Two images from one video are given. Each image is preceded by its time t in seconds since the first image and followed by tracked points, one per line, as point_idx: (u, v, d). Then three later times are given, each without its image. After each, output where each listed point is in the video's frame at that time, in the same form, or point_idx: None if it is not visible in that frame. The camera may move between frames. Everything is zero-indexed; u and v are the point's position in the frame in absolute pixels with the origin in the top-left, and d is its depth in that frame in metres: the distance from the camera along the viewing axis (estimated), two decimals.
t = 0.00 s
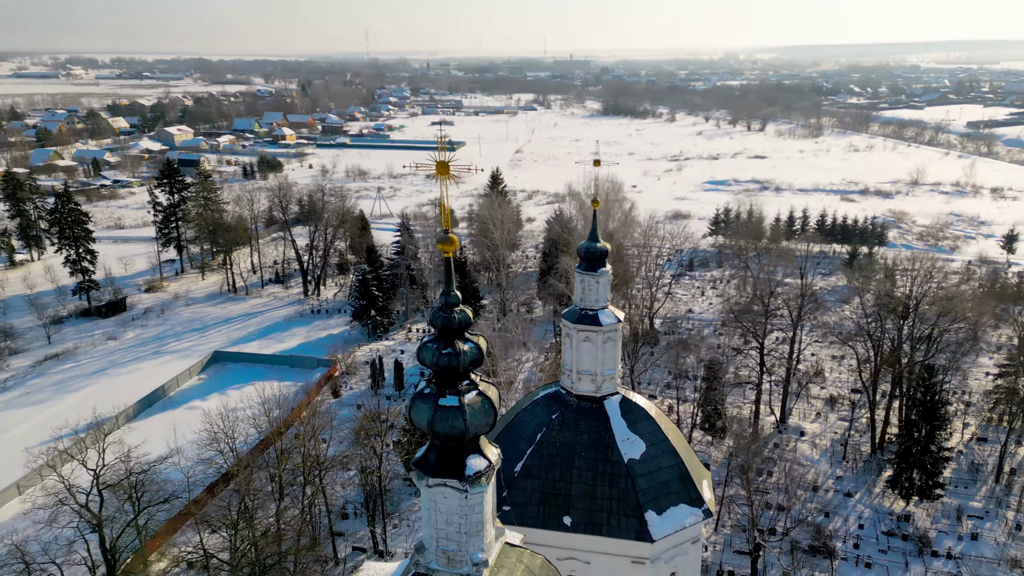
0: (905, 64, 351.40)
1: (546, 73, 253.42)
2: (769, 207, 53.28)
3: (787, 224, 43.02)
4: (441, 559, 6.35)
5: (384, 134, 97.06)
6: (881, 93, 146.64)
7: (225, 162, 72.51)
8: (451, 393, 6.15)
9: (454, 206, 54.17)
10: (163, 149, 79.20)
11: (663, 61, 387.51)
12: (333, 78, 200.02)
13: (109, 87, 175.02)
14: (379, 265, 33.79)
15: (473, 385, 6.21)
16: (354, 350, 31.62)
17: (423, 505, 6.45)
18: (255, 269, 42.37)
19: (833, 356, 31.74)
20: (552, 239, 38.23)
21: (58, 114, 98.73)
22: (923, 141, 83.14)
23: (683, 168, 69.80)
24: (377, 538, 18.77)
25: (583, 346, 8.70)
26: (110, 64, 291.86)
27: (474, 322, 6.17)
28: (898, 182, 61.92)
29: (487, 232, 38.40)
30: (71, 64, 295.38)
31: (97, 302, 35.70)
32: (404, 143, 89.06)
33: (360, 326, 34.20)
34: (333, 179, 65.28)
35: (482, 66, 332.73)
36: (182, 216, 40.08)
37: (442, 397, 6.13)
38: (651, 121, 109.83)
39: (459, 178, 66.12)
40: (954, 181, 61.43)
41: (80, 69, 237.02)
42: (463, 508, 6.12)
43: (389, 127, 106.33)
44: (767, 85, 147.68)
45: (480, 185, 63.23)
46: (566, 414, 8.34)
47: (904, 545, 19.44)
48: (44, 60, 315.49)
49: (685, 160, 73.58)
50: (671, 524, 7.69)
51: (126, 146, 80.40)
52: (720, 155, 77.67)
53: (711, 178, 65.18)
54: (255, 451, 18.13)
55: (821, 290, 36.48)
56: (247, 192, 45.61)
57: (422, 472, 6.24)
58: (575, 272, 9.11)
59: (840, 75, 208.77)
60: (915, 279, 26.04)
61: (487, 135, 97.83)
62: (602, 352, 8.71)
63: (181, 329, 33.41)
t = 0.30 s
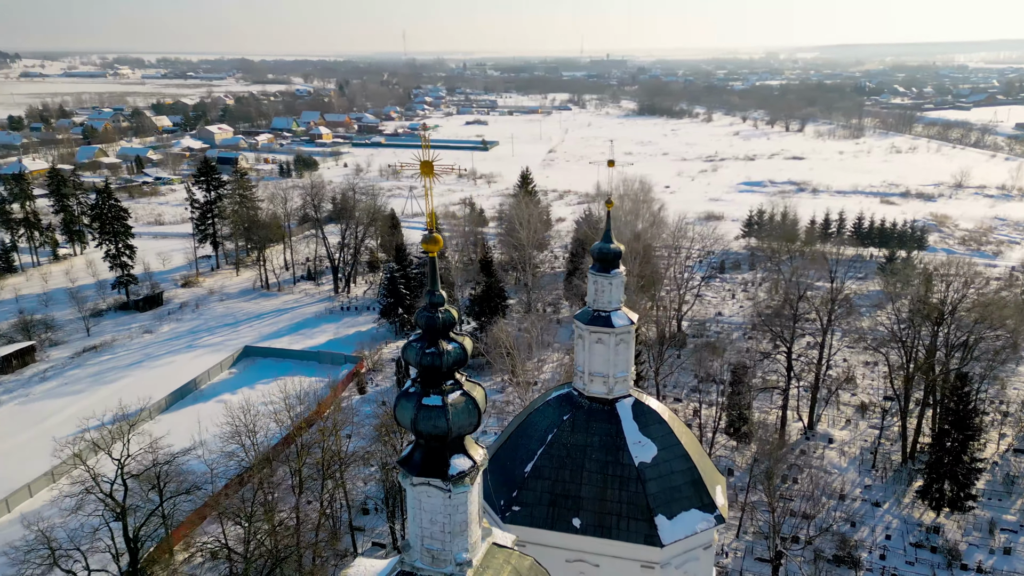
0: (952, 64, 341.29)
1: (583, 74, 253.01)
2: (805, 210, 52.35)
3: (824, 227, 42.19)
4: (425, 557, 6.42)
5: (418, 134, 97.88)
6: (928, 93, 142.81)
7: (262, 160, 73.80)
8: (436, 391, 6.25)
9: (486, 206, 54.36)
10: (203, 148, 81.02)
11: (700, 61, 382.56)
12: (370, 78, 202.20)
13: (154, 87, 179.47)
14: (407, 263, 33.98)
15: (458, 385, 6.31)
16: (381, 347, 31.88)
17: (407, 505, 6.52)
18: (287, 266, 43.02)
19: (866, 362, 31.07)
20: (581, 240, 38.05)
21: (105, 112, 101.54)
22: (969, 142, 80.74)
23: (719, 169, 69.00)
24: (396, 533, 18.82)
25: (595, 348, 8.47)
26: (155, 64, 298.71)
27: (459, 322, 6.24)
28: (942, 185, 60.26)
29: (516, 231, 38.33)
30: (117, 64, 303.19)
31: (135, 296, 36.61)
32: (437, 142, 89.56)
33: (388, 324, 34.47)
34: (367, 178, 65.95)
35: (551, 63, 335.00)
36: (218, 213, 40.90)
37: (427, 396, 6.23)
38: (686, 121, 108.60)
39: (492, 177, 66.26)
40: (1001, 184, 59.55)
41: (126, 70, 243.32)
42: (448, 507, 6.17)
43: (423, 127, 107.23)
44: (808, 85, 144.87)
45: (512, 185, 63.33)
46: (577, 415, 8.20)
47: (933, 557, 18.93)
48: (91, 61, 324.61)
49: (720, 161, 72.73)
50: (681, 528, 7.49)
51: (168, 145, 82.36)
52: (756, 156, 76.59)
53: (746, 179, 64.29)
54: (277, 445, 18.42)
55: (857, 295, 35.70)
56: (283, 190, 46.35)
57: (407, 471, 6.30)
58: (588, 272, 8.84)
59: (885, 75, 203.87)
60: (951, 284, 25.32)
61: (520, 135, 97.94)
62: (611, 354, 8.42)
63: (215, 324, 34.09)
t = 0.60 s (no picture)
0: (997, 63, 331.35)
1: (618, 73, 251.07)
2: (840, 212, 51.35)
3: (860, 230, 41.30)
4: (409, 556, 6.65)
5: (451, 134, 98.44)
6: (975, 94, 138.69)
7: (297, 159, 74.97)
8: (418, 391, 6.50)
9: (516, 206, 54.45)
10: (240, 146, 82.60)
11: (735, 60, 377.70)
12: (405, 78, 203.99)
13: (196, 87, 183.32)
14: (433, 262, 34.13)
15: (440, 385, 6.55)
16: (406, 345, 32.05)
17: (392, 503, 6.78)
18: (317, 264, 43.60)
19: (900, 368, 30.33)
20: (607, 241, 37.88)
21: (147, 111, 104.21)
22: (1015, 144, 78.23)
23: (753, 171, 68.07)
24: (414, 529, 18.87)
25: (605, 350, 8.26)
26: (202, 65, 304.74)
27: (441, 322, 6.47)
28: (985, 188, 58.52)
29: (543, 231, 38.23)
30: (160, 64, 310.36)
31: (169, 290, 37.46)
32: (468, 142, 89.91)
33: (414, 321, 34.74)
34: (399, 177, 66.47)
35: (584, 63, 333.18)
36: (251, 210, 41.69)
37: (409, 395, 6.49)
38: (720, 122, 107.27)
39: (523, 177, 66.30)
40: None
41: (169, 69, 249.05)
42: (429, 507, 6.42)
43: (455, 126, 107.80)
44: (848, 85, 141.92)
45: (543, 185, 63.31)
46: (587, 417, 8.04)
47: (959, 571, 18.45)
48: (135, 60, 332.41)
49: (754, 163, 71.76)
50: (690, 533, 7.34)
51: (206, 143, 84.12)
52: (791, 157, 75.36)
53: (780, 180, 63.29)
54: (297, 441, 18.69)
55: (892, 300, 34.89)
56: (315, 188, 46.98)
57: (389, 470, 6.57)
58: (599, 273, 8.60)
59: (928, 75, 198.81)
60: (988, 290, 24.55)
61: (551, 135, 97.87)
62: (623, 356, 8.21)
63: (245, 319, 34.69)
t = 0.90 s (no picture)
0: None
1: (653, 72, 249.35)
2: (878, 215, 50.25)
3: (898, 233, 40.35)
4: (392, 554, 6.86)
5: (484, 134, 98.72)
6: None
7: (331, 158, 75.88)
8: (400, 390, 6.72)
9: (547, 206, 54.41)
10: (276, 145, 83.95)
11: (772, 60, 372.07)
12: (440, 78, 205.16)
13: (236, 87, 186.92)
14: (459, 261, 34.28)
15: (422, 384, 6.76)
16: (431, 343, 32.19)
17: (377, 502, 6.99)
18: (346, 261, 44.06)
19: (935, 376, 29.57)
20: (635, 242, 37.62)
21: (188, 110, 106.53)
22: None
23: (789, 172, 67.01)
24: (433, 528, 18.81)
25: (615, 352, 8.05)
26: (241, 65, 311.17)
27: (423, 322, 6.70)
28: None
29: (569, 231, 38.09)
30: (201, 64, 316.67)
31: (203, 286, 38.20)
32: (500, 142, 90.04)
33: (439, 320, 34.93)
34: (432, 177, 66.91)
35: (618, 63, 332.43)
36: (283, 209, 42.08)
37: (390, 394, 6.72)
38: (756, 122, 105.73)
39: (554, 177, 66.17)
40: None
41: (210, 69, 253.91)
42: (410, 505, 6.61)
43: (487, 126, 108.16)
44: (890, 85, 138.77)
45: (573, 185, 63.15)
46: (597, 418, 7.83)
47: None
48: (177, 60, 340.21)
49: (791, 164, 70.63)
50: (700, 539, 7.16)
51: (244, 141, 85.62)
52: (828, 158, 73.98)
53: (816, 182, 62.19)
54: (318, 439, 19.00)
55: (929, 305, 34.03)
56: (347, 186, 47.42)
57: (373, 469, 6.80)
58: (610, 276, 8.36)
59: (976, 75, 193.39)
60: None
61: (584, 135, 97.57)
62: (633, 360, 7.99)
63: (275, 315, 35.21)
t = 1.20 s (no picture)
0: None
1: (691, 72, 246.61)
2: (919, 219, 48.99)
3: (940, 238, 39.26)
4: (376, 552, 7.33)
5: (519, 134, 98.79)
6: None
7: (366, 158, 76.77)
8: (384, 389, 7.13)
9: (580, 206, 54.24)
10: (313, 143, 85.23)
11: (810, 59, 365.79)
12: (476, 78, 206.09)
13: (276, 86, 190.08)
14: (486, 261, 34.35)
15: (404, 384, 7.16)
16: (458, 342, 32.33)
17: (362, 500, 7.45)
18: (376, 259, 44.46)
19: (972, 385, 28.74)
20: (664, 244, 37.21)
21: (229, 109, 108.84)
22: None
23: (827, 174, 65.77)
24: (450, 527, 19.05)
25: (627, 354, 7.72)
26: (281, 65, 317.63)
27: (406, 322, 7.10)
28: None
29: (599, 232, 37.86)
30: (241, 64, 322.76)
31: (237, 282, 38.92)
32: (533, 142, 90.11)
33: (465, 319, 35.00)
34: (465, 177, 67.22)
35: (654, 63, 329.86)
36: (316, 207, 42.70)
37: (374, 393, 7.12)
38: (794, 123, 103.93)
39: (587, 177, 65.97)
40: None
41: (251, 69, 258.79)
42: (392, 503, 7.06)
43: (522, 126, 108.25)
44: (937, 85, 135.19)
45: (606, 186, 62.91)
46: (609, 420, 7.51)
47: None
48: (219, 61, 348.40)
49: (829, 166, 69.29)
50: (709, 546, 6.76)
51: (282, 140, 87.14)
52: (869, 160, 72.39)
53: (856, 185, 60.86)
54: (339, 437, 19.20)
55: (970, 313, 33.04)
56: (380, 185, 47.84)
57: (357, 466, 7.24)
58: (623, 277, 8.05)
59: None
60: None
61: (618, 135, 97.06)
62: (646, 362, 7.67)
63: (305, 312, 35.68)
